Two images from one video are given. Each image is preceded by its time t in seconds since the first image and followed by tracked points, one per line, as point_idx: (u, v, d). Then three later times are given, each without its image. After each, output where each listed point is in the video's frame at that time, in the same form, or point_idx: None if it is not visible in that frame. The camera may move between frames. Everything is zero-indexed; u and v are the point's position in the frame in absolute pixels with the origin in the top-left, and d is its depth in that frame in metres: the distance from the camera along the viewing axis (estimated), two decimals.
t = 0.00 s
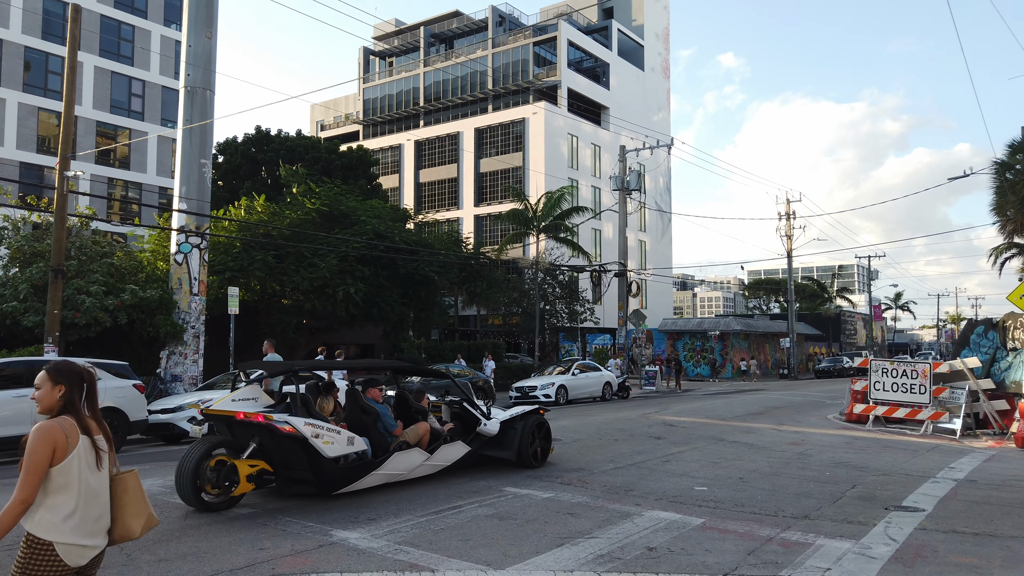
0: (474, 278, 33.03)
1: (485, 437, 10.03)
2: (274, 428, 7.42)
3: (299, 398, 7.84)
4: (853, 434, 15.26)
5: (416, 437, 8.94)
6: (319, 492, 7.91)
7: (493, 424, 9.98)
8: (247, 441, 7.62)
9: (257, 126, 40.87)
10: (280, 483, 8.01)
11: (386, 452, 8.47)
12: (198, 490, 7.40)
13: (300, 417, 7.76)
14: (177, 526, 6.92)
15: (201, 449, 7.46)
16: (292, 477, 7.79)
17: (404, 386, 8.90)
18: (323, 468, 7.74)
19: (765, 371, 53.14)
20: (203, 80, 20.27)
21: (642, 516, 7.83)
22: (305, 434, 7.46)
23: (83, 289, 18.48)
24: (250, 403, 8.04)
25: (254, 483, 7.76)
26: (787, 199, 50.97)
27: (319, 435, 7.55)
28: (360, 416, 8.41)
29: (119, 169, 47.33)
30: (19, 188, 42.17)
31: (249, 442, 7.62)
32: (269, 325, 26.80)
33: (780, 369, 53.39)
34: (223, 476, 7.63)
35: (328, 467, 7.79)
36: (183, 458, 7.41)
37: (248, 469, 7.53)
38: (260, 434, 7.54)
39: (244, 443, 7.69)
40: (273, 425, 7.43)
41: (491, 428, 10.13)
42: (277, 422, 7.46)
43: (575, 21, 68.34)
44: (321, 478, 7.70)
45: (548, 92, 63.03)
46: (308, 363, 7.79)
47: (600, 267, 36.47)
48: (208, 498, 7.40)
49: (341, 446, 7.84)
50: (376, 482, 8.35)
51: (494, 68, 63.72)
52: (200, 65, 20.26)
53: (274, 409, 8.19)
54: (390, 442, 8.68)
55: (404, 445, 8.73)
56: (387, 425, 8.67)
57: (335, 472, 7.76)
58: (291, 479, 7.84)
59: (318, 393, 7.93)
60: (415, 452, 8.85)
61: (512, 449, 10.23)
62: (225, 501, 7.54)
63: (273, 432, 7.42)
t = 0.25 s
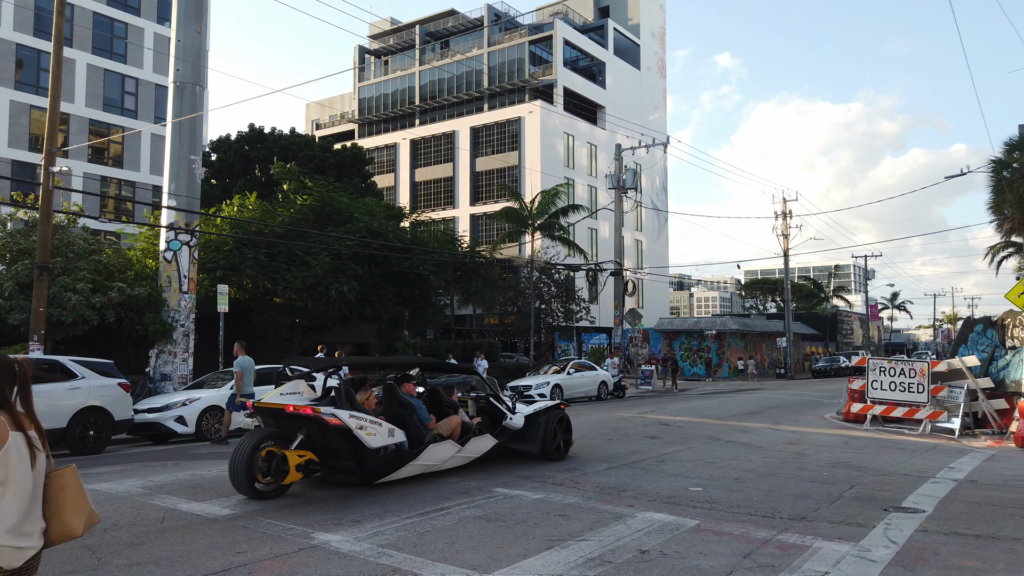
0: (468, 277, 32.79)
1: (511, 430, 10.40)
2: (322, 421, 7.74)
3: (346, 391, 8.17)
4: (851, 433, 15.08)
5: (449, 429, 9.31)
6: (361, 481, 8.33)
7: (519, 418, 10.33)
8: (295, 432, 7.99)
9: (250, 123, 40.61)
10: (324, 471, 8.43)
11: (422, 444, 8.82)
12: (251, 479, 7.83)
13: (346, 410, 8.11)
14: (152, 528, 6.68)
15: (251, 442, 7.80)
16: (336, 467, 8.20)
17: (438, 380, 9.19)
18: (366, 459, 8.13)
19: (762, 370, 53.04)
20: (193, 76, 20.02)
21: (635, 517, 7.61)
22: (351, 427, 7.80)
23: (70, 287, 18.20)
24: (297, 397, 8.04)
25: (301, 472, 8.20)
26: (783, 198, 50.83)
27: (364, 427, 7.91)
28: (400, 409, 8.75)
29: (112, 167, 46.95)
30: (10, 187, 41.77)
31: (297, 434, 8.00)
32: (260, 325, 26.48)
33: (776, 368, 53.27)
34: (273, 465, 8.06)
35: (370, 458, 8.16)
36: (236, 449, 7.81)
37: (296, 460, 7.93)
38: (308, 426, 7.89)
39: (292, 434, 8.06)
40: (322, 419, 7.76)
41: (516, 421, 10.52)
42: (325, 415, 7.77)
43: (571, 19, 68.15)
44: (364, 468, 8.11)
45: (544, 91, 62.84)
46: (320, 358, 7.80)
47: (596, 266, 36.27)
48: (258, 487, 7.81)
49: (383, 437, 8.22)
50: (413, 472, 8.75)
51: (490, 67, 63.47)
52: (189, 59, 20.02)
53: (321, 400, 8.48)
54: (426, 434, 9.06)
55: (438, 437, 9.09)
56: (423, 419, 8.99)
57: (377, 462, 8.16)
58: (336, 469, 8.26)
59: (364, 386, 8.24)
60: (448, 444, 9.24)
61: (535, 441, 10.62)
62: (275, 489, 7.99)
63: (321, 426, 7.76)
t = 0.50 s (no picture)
0: (466, 277, 32.55)
1: (540, 428, 10.98)
2: (375, 418, 8.38)
3: (397, 389, 8.76)
4: (852, 436, 14.82)
5: (486, 427, 9.86)
6: (409, 475, 8.91)
7: (548, 416, 10.89)
8: (349, 428, 8.58)
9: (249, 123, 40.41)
10: (374, 466, 9.00)
11: (463, 441, 9.35)
12: (309, 473, 8.37)
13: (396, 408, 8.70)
14: (125, 538, 6.41)
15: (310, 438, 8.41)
16: (385, 461, 8.80)
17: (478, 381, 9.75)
18: (414, 454, 8.72)
19: (763, 371, 52.77)
20: (186, 73, 19.81)
21: (627, 526, 7.36)
22: (401, 424, 8.42)
23: (59, 287, 17.97)
24: (351, 396, 8.65)
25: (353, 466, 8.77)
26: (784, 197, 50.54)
27: (413, 425, 8.52)
28: (443, 407, 9.30)
29: (110, 167, 46.69)
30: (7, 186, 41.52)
31: (350, 430, 8.59)
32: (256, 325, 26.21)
33: (777, 369, 52.99)
34: (328, 460, 8.62)
35: (417, 454, 8.75)
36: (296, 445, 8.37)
37: (351, 455, 8.51)
38: (361, 423, 8.51)
39: (345, 430, 8.66)
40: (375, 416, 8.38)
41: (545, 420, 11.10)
42: (377, 413, 8.41)
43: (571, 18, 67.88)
44: (411, 462, 8.69)
45: (544, 90, 62.61)
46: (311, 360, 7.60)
47: (595, 266, 36.02)
48: (317, 479, 8.34)
49: (429, 434, 8.82)
50: (454, 467, 9.33)
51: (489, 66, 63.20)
52: (182, 56, 19.80)
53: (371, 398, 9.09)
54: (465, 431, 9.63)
55: (477, 433, 9.62)
56: (463, 417, 9.54)
57: (424, 458, 8.72)
58: (385, 464, 8.86)
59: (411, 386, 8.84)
60: (485, 442, 9.80)
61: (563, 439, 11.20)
62: (332, 483, 8.50)
63: (374, 422, 8.39)
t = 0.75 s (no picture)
0: (464, 276, 32.33)
1: (566, 423, 11.48)
2: (416, 412, 8.92)
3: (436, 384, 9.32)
4: (853, 436, 14.59)
5: (518, 422, 10.35)
6: (449, 466, 9.42)
7: (572, 412, 11.39)
8: (392, 422, 9.13)
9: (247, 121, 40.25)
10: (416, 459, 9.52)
11: (497, 435, 9.84)
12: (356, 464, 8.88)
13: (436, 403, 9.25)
14: (99, 543, 6.19)
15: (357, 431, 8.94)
16: (427, 453, 9.32)
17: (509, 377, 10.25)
18: (453, 446, 9.23)
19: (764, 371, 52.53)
20: (179, 69, 19.64)
21: (621, 529, 7.13)
22: (441, 417, 8.94)
23: (51, 285, 17.75)
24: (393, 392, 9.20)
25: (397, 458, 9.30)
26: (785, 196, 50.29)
27: (452, 418, 9.05)
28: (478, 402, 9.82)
29: (108, 166, 46.51)
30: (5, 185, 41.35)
31: (394, 423, 9.14)
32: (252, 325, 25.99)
33: (778, 369, 52.75)
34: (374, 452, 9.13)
35: (457, 447, 9.25)
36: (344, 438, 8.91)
37: (396, 447, 9.04)
38: (403, 417, 9.05)
39: (388, 424, 9.19)
40: (417, 410, 8.92)
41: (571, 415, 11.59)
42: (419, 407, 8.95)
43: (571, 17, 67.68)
44: (451, 454, 9.20)
45: (544, 89, 62.43)
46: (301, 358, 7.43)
47: (594, 265, 35.81)
48: (364, 470, 8.86)
49: (467, 428, 9.34)
50: (489, 460, 9.83)
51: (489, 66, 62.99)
52: (175, 52, 19.62)
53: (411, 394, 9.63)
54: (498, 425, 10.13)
55: (509, 428, 10.12)
56: (496, 412, 10.04)
57: (463, 450, 9.22)
58: (426, 456, 9.38)
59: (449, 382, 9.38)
60: (517, 435, 10.30)
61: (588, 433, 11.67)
62: (378, 473, 9.01)
63: (416, 416, 8.93)
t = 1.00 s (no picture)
0: (462, 275, 32.01)
1: (594, 419, 12.03)
2: (462, 408, 9.56)
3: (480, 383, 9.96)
4: (855, 438, 14.31)
5: (552, 418, 10.97)
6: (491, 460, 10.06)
7: (601, 409, 11.92)
8: (439, 418, 9.78)
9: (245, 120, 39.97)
10: (459, 453, 10.15)
11: (533, 431, 10.48)
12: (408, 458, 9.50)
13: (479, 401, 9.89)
14: (67, 553, 5.91)
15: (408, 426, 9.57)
16: (470, 448, 9.95)
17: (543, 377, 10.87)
18: (495, 441, 9.86)
19: (765, 371, 52.21)
20: (171, 65, 19.39)
21: (614, 537, 6.86)
22: (485, 414, 9.58)
23: (40, 285, 17.51)
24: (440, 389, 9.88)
25: (443, 453, 9.92)
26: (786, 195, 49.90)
27: (495, 415, 9.68)
28: (516, 400, 10.46)
29: (106, 165, 46.23)
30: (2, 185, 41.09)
31: (440, 420, 9.79)
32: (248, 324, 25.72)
33: (780, 369, 52.40)
34: (423, 445, 9.75)
35: (498, 441, 9.88)
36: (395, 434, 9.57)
37: (443, 442, 9.68)
38: (450, 414, 9.70)
39: (436, 420, 9.83)
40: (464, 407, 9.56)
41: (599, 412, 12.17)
42: (464, 405, 9.59)
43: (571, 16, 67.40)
44: (494, 449, 9.83)
45: (544, 88, 62.17)
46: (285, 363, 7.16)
47: (594, 264, 35.51)
48: (414, 464, 9.51)
49: (508, 424, 9.96)
50: (527, 454, 10.47)
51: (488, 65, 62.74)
52: (168, 48, 19.40)
53: (455, 393, 10.28)
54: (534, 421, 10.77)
55: (543, 425, 10.75)
56: (532, 410, 10.65)
57: (504, 445, 9.86)
58: (470, 450, 10.03)
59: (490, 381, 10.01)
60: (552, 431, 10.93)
61: (615, 430, 12.26)
62: (427, 466, 9.63)
63: (463, 413, 9.57)
